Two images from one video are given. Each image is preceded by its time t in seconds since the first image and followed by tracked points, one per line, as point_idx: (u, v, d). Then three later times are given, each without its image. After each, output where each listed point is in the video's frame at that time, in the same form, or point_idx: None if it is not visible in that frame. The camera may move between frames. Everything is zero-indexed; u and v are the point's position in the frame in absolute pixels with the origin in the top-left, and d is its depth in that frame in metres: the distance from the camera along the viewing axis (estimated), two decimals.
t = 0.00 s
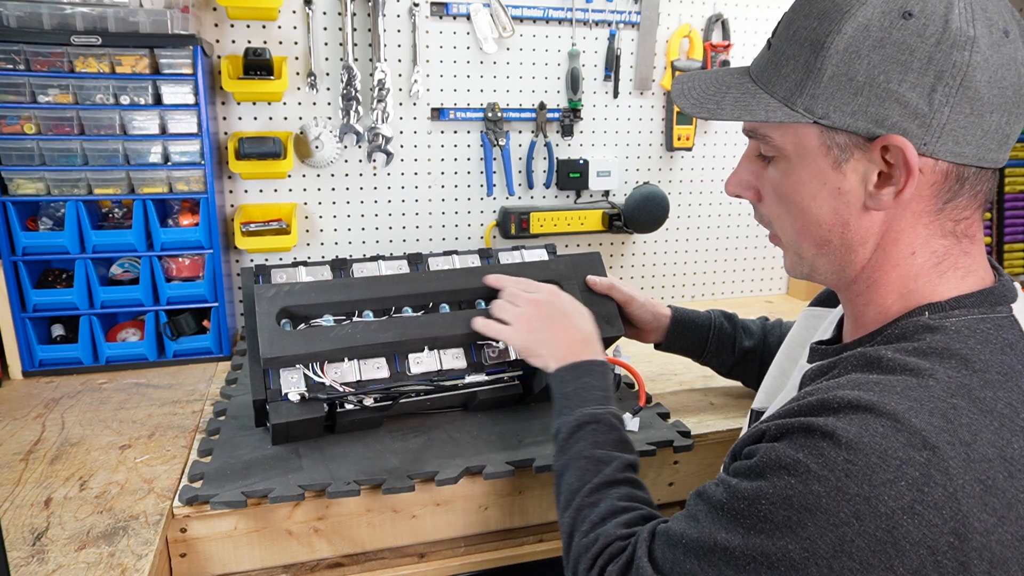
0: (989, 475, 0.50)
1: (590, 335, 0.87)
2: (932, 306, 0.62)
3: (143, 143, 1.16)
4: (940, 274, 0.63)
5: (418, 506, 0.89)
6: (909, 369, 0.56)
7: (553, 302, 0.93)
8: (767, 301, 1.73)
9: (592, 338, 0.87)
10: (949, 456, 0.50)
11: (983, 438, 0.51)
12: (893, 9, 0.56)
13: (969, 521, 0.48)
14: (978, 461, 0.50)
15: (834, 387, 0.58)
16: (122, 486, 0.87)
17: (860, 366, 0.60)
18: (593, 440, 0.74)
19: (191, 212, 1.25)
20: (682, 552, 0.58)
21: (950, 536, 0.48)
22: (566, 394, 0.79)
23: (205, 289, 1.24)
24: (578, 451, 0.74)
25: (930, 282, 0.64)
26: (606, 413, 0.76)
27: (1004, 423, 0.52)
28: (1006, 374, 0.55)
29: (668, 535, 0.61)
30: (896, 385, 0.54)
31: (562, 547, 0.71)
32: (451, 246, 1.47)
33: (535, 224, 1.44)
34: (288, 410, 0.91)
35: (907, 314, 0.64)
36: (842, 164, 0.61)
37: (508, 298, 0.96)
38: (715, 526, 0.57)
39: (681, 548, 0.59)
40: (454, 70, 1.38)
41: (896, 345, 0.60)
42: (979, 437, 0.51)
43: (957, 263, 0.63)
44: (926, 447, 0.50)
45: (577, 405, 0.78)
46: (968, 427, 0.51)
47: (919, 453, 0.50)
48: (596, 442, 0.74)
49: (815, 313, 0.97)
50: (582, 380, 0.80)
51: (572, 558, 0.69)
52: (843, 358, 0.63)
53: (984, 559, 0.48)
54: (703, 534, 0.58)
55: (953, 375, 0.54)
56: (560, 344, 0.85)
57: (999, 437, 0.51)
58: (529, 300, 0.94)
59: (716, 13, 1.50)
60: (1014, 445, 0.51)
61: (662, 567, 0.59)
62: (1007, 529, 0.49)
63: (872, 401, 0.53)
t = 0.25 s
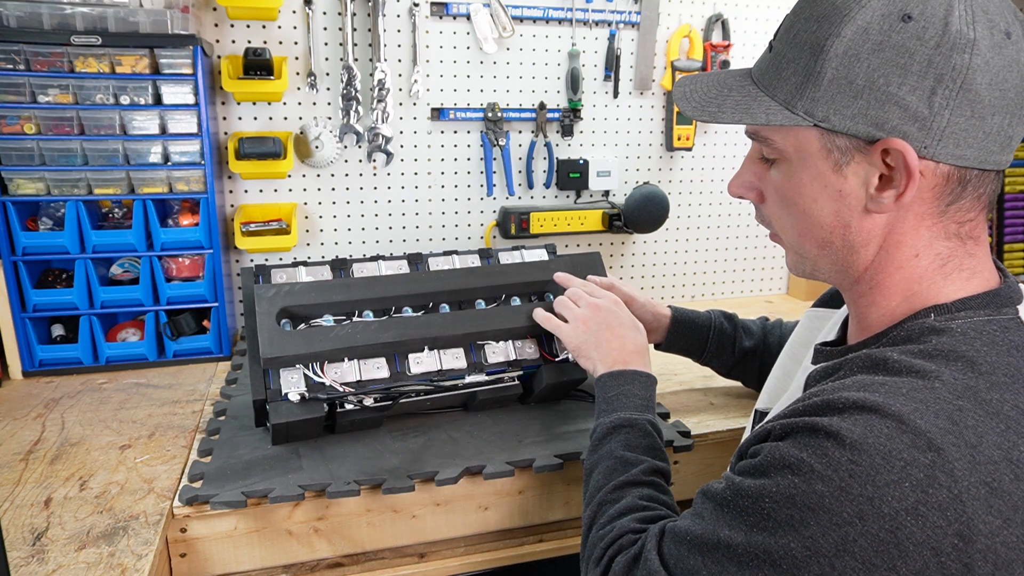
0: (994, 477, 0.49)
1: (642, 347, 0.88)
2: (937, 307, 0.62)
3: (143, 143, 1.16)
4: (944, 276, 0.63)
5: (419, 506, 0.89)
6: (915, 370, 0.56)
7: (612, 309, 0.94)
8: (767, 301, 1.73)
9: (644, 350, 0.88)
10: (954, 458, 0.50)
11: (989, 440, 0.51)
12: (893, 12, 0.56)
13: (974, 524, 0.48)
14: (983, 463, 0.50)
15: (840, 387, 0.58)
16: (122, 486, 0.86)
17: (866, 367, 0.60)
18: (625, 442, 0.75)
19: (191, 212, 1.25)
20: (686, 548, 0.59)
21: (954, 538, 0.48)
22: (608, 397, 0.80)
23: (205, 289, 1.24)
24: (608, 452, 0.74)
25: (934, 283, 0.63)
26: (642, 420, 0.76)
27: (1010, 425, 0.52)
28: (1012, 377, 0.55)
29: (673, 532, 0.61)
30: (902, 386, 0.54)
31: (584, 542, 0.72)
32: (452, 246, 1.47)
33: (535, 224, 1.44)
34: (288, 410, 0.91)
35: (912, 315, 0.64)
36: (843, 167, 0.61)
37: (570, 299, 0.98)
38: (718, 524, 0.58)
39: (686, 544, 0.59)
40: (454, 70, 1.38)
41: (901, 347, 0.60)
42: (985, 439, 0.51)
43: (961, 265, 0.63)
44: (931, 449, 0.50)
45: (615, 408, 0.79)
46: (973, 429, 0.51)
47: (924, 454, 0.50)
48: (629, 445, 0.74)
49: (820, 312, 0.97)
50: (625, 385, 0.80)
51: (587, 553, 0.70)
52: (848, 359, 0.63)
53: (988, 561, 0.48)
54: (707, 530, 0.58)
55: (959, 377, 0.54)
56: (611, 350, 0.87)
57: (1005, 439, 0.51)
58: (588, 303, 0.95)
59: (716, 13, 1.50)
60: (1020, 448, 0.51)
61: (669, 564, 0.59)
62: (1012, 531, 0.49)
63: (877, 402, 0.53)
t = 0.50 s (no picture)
0: (996, 478, 0.49)
1: (642, 347, 0.88)
2: (940, 308, 0.62)
3: (143, 143, 1.16)
4: (945, 277, 0.63)
5: (419, 506, 0.89)
6: (917, 372, 0.56)
7: (611, 309, 0.94)
8: (767, 301, 1.73)
9: (644, 350, 0.88)
10: (957, 459, 0.50)
11: (991, 442, 0.51)
12: (896, 13, 0.56)
13: (977, 525, 0.48)
14: (985, 465, 0.50)
15: (842, 388, 0.58)
16: (122, 487, 0.86)
17: (867, 368, 0.60)
18: (624, 443, 0.74)
19: (191, 212, 1.25)
20: (687, 549, 0.59)
21: (957, 539, 0.48)
22: (607, 397, 0.80)
23: (205, 289, 1.24)
24: (606, 452, 0.74)
25: (936, 284, 0.63)
26: (642, 420, 0.76)
27: (1013, 426, 0.52)
28: (1015, 378, 0.55)
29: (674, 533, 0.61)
30: (904, 387, 0.54)
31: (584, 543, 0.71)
32: (452, 246, 1.47)
33: (535, 224, 1.44)
34: (288, 410, 0.91)
35: (913, 316, 0.64)
36: (844, 169, 0.61)
37: (569, 299, 0.98)
38: (720, 525, 0.58)
39: (687, 545, 0.59)
40: (454, 70, 1.38)
41: (903, 348, 0.60)
42: (988, 441, 0.51)
43: (961, 266, 0.63)
44: (933, 450, 0.50)
45: (615, 409, 0.79)
46: (976, 430, 0.51)
47: (926, 456, 0.50)
48: (627, 445, 0.74)
49: (821, 312, 0.97)
50: (625, 385, 0.80)
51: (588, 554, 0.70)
52: (850, 359, 0.63)
53: (991, 562, 0.48)
54: (707, 531, 0.58)
55: (961, 378, 0.54)
56: (611, 350, 0.87)
57: (1007, 440, 0.51)
58: (588, 303, 0.95)
59: (716, 13, 1.50)
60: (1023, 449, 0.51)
61: (670, 564, 0.60)
62: (1014, 532, 0.49)
63: (880, 403, 0.53)
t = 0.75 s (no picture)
0: (989, 478, 0.49)
1: (640, 352, 0.86)
2: (934, 308, 0.62)
3: (143, 143, 1.16)
4: (939, 277, 0.63)
5: (419, 506, 0.89)
6: (910, 372, 0.56)
7: (608, 313, 0.93)
8: (767, 301, 1.73)
9: (642, 355, 0.86)
10: (950, 459, 0.50)
11: (984, 442, 0.51)
12: (884, 16, 0.56)
13: (970, 526, 0.48)
14: (978, 465, 0.50)
15: (836, 390, 0.58)
16: (122, 486, 0.86)
17: (861, 369, 0.60)
18: (621, 454, 0.73)
19: (191, 212, 1.25)
20: (686, 560, 0.59)
21: (951, 540, 0.48)
22: (603, 406, 0.78)
23: (205, 289, 1.24)
24: (602, 463, 0.73)
25: (931, 284, 0.63)
26: (638, 429, 0.74)
27: (1005, 426, 0.52)
28: (1008, 377, 0.55)
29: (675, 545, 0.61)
30: (897, 388, 0.54)
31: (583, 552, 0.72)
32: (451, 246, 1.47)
33: (535, 224, 1.44)
34: (288, 410, 0.91)
35: (908, 317, 0.64)
36: (834, 170, 0.61)
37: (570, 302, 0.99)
38: (716, 533, 0.58)
39: (686, 556, 0.59)
40: (454, 70, 1.38)
41: (897, 349, 0.60)
42: (981, 441, 0.51)
43: (956, 266, 0.63)
44: (926, 451, 0.50)
45: (610, 419, 0.77)
46: (968, 431, 0.51)
47: (919, 457, 0.50)
48: (625, 456, 0.72)
49: (818, 313, 0.96)
50: (620, 393, 0.78)
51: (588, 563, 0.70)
52: (845, 361, 0.63)
53: (985, 563, 0.48)
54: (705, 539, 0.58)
55: (954, 378, 0.54)
56: (607, 356, 0.85)
57: (999, 440, 0.51)
58: (586, 306, 0.95)
59: (716, 13, 1.50)
60: (1015, 449, 0.51)
61: None
62: (1008, 532, 0.49)
63: (873, 405, 0.53)
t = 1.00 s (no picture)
0: (995, 479, 0.50)
1: (619, 369, 0.88)
2: (932, 308, 0.62)
3: (143, 143, 1.16)
4: (934, 277, 0.63)
5: (418, 506, 0.89)
6: (912, 374, 0.56)
7: (586, 329, 0.94)
8: (767, 301, 1.73)
9: (621, 372, 0.87)
10: (956, 462, 0.50)
11: (988, 443, 0.51)
12: (869, 21, 0.56)
13: (979, 528, 0.48)
14: (983, 466, 0.50)
15: (837, 394, 0.58)
16: (122, 486, 0.86)
17: (862, 371, 0.60)
18: (611, 472, 0.74)
19: (191, 212, 1.25)
20: None
21: (960, 543, 0.48)
22: (587, 426, 0.80)
23: (205, 289, 1.24)
24: (593, 482, 0.74)
25: (925, 284, 0.63)
26: (624, 448, 0.76)
27: (1008, 427, 0.52)
28: (1009, 378, 0.55)
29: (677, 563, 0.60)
30: (899, 390, 0.54)
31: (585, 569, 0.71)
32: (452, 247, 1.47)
33: (535, 224, 1.44)
34: (289, 412, 0.91)
35: (906, 316, 0.64)
36: (825, 174, 0.61)
37: (547, 316, 0.98)
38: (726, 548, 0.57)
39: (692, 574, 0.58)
40: (454, 70, 1.38)
41: (897, 349, 0.60)
42: (985, 442, 0.51)
43: (952, 266, 0.63)
44: (932, 454, 0.50)
45: (596, 440, 0.78)
46: (972, 432, 0.51)
47: (926, 460, 0.50)
48: (614, 474, 0.74)
49: (814, 313, 0.96)
50: (604, 412, 0.80)
51: None
52: (844, 364, 0.63)
53: (995, 565, 0.48)
54: (716, 553, 0.58)
55: (956, 379, 0.54)
56: (586, 375, 0.86)
57: (1004, 441, 0.51)
58: (563, 323, 0.95)
59: (716, 13, 1.50)
60: (1019, 449, 0.51)
61: None
62: (1015, 533, 0.49)
63: (875, 409, 0.53)
